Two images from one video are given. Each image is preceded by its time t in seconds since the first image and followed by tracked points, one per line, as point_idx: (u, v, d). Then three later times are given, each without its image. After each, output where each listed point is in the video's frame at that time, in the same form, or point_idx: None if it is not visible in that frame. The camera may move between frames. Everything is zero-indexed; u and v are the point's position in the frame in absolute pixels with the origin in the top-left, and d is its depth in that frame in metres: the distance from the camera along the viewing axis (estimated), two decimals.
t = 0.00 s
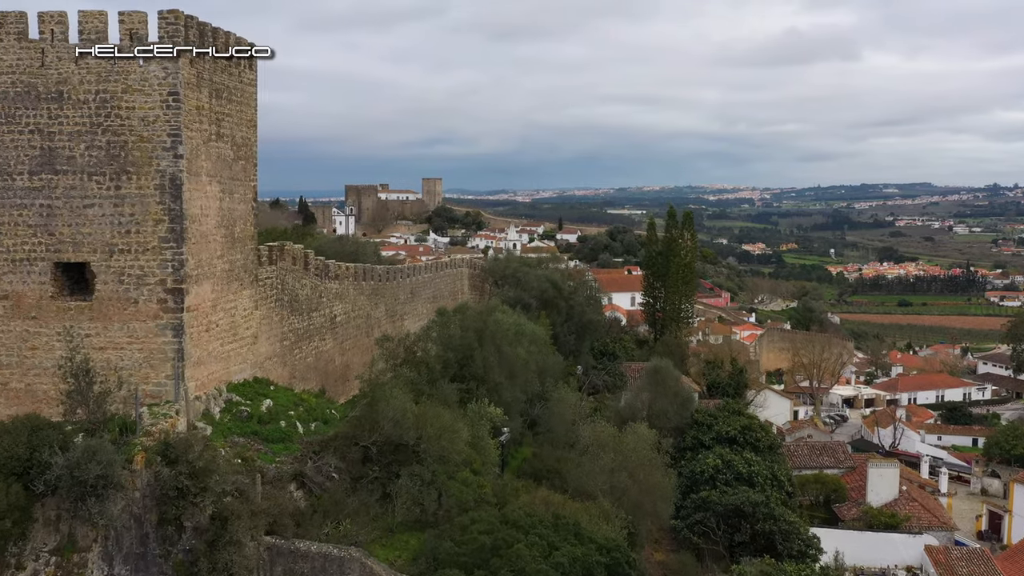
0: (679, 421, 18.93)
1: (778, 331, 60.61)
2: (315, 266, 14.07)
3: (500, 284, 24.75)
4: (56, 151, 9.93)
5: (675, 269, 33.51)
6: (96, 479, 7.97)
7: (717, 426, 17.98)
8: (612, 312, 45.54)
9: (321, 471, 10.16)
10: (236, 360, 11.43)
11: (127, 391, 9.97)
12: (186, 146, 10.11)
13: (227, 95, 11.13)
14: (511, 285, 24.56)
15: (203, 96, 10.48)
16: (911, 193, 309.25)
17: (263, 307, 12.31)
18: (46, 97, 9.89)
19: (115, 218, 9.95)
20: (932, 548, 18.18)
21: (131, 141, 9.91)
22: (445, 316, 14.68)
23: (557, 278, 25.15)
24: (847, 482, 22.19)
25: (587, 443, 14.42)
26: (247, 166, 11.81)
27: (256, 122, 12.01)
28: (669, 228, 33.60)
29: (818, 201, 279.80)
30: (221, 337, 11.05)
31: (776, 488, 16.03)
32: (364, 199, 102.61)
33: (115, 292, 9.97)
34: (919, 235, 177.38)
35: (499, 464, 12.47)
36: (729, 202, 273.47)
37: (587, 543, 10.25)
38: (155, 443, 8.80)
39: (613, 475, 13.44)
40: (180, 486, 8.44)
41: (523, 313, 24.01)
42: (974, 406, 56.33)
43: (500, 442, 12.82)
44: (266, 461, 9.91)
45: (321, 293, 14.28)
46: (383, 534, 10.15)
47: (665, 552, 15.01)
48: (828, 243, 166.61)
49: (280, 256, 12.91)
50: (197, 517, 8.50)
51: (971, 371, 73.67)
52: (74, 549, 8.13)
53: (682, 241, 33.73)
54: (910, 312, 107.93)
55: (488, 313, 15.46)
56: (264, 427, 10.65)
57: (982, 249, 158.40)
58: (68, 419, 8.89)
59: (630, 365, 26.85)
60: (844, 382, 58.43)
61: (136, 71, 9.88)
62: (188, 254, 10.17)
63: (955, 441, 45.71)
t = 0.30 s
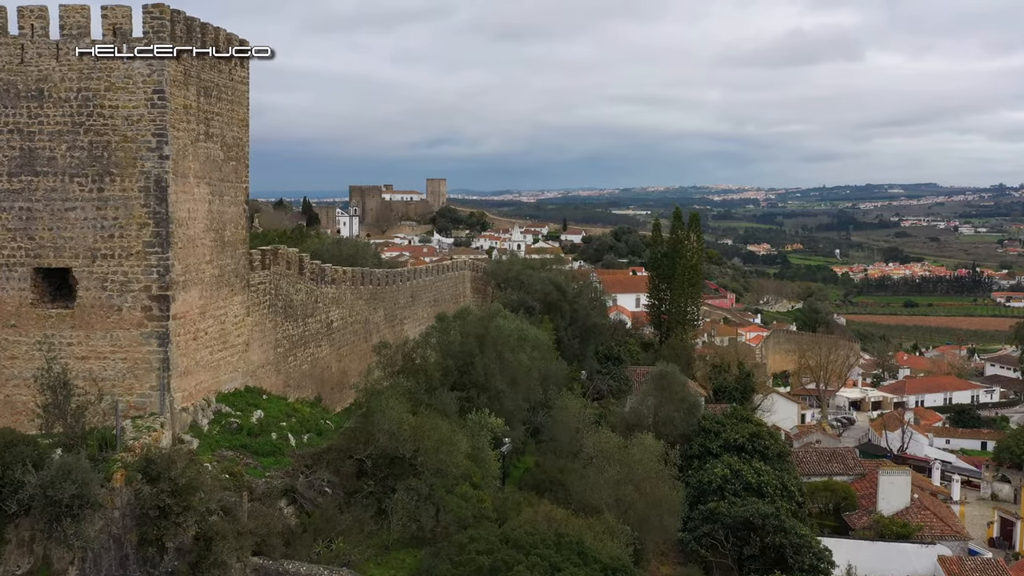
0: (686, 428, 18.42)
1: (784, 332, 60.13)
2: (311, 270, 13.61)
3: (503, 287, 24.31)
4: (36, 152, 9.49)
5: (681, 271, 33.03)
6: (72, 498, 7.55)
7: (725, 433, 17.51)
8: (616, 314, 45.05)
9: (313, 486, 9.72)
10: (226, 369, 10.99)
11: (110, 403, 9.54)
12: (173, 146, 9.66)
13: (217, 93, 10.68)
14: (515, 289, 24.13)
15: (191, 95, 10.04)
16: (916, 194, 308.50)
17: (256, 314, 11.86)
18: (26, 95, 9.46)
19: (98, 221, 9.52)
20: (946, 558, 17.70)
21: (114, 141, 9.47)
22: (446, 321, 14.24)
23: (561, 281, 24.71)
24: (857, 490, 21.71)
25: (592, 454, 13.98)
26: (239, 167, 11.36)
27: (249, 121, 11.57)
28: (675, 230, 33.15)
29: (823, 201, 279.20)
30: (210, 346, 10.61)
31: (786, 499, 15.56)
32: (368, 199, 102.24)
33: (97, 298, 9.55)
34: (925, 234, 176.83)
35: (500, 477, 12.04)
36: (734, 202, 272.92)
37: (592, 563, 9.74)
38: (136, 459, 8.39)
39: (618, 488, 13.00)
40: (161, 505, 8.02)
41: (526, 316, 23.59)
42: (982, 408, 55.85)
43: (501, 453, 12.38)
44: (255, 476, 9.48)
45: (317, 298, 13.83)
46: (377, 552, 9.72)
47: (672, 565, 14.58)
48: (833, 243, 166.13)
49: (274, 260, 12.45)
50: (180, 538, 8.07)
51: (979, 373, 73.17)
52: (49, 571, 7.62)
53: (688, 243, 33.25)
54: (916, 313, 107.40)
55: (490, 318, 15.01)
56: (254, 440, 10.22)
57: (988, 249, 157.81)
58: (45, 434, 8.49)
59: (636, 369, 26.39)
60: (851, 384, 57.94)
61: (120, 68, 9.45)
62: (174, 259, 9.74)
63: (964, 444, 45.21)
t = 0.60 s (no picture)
0: (691, 435, 17.93)
1: (788, 334, 59.67)
2: (303, 274, 13.16)
3: (503, 289, 23.84)
4: (11, 151, 9.05)
5: (685, 273, 32.57)
6: (41, 520, 7.03)
7: (731, 441, 17.05)
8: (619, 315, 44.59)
9: (302, 502, 9.24)
10: (213, 378, 10.55)
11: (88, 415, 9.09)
12: (154, 147, 9.20)
13: (202, 90, 10.23)
14: (515, 292, 23.66)
15: (174, 92, 9.58)
16: (919, 194, 307.99)
17: (244, 320, 11.41)
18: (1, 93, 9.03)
19: (75, 225, 9.06)
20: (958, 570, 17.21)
21: (93, 140, 9.01)
22: (443, 327, 13.78)
23: (562, 283, 24.27)
24: (865, 498, 21.26)
25: (594, 465, 13.54)
26: (227, 169, 10.90)
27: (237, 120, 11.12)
28: (678, 231, 32.69)
29: (825, 202, 278.76)
30: (195, 354, 10.17)
31: (794, 510, 15.14)
32: (370, 200, 101.84)
33: (75, 306, 9.09)
34: (928, 235, 176.38)
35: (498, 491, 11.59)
36: (736, 202, 272.54)
37: None
38: (112, 477, 7.93)
39: (622, 501, 12.57)
40: (138, 526, 7.54)
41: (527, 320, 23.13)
42: (987, 410, 55.37)
43: (500, 465, 11.93)
44: (241, 492, 9.03)
45: (310, 303, 13.39)
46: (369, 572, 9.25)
47: None
48: (836, 244, 165.70)
49: (264, 263, 12.00)
50: (157, 560, 7.57)
51: (983, 374, 72.69)
52: None
53: (691, 244, 32.80)
54: (919, 313, 106.93)
55: (489, 323, 14.55)
56: (240, 453, 9.77)
57: (991, 249, 157.31)
58: (15, 450, 8.04)
59: (638, 373, 25.93)
60: (855, 386, 57.49)
61: (99, 64, 8.98)
62: (156, 264, 9.27)
63: (970, 447, 44.73)
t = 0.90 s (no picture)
0: (696, 443, 17.38)
1: (792, 335, 59.17)
2: (295, 277, 12.69)
3: (504, 292, 23.34)
4: None
5: (689, 274, 32.04)
6: (5, 546, 6.57)
7: (737, 449, 16.59)
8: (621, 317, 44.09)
9: (289, 521, 8.78)
10: (198, 389, 10.10)
11: (65, 429, 8.65)
12: (134, 146, 8.73)
13: (186, 87, 9.78)
14: (517, 295, 23.19)
15: (156, 89, 9.12)
16: (922, 194, 307.28)
17: (232, 327, 10.95)
18: None
19: (50, 228, 8.60)
20: None
21: (68, 139, 8.55)
22: (440, 333, 13.32)
23: (564, 286, 23.78)
24: (874, 506, 20.82)
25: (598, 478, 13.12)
26: (212, 170, 10.43)
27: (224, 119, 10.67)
28: (682, 232, 32.22)
29: (827, 202, 278.34)
30: (178, 364, 9.71)
31: (804, 522, 14.66)
32: (372, 200, 101.31)
33: (50, 314, 8.64)
34: (931, 235, 175.76)
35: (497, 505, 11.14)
36: (738, 202, 271.96)
37: None
38: (85, 497, 7.48)
39: (626, 516, 12.13)
40: (110, 550, 7.06)
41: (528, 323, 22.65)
42: (994, 413, 54.83)
43: (499, 478, 11.48)
44: (224, 510, 8.58)
45: (302, 309, 12.92)
46: None
47: None
48: (839, 244, 165.12)
49: (254, 268, 11.55)
50: None
51: (989, 376, 72.13)
52: None
53: (695, 245, 32.27)
54: (923, 314, 106.37)
55: (488, 328, 14.09)
56: (225, 468, 9.32)
57: (995, 250, 156.65)
58: None
59: (642, 376, 25.43)
60: (860, 388, 56.97)
61: (75, 60, 8.53)
62: (136, 270, 8.81)
63: (977, 450, 44.23)
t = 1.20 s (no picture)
0: (702, 451, 16.90)
1: (797, 336, 58.67)
2: (287, 281, 12.22)
3: (505, 295, 22.84)
4: None
5: (693, 275, 31.54)
6: None
7: (745, 457, 16.16)
8: (625, 319, 43.58)
9: (276, 540, 8.32)
10: (183, 401, 9.63)
11: (40, 444, 8.19)
12: (112, 145, 8.26)
13: (169, 84, 9.31)
14: (519, 298, 22.72)
15: (137, 86, 8.67)
16: (925, 194, 306.51)
17: (220, 334, 10.50)
18: None
19: (23, 233, 8.15)
20: None
21: (42, 138, 8.10)
22: (438, 340, 12.86)
23: (566, 288, 23.31)
24: (884, 514, 20.35)
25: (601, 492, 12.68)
26: (199, 169, 9.97)
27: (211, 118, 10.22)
28: (686, 233, 31.75)
29: (831, 202, 277.71)
30: (161, 375, 9.25)
31: (815, 535, 14.23)
32: (373, 201, 100.81)
33: (23, 323, 8.18)
34: (934, 236, 175.08)
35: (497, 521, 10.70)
36: (741, 203, 271.36)
37: None
38: (55, 519, 7.02)
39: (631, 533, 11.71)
40: None
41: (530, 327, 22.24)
42: (1001, 416, 54.26)
43: (499, 491, 11.04)
44: (207, 530, 8.12)
45: (295, 314, 12.46)
46: None
47: None
48: (843, 245, 164.49)
49: (243, 273, 11.08)
50: None
51: (995, 378, 71.52)
52: None
53: (700, 246, 31.76)
54: (927, 315, 105.77)
55: (488, 335, 13.63)
56: (210, 484, 8.86)
57: (999, 250, 155.92)
58: None
59: (647, 381, 24.96)
60: (865, 390, 56.43)
61: (49, 53, 8.07)
62: (114, 276, 8.33)
63: (985, 454, 43.66)
